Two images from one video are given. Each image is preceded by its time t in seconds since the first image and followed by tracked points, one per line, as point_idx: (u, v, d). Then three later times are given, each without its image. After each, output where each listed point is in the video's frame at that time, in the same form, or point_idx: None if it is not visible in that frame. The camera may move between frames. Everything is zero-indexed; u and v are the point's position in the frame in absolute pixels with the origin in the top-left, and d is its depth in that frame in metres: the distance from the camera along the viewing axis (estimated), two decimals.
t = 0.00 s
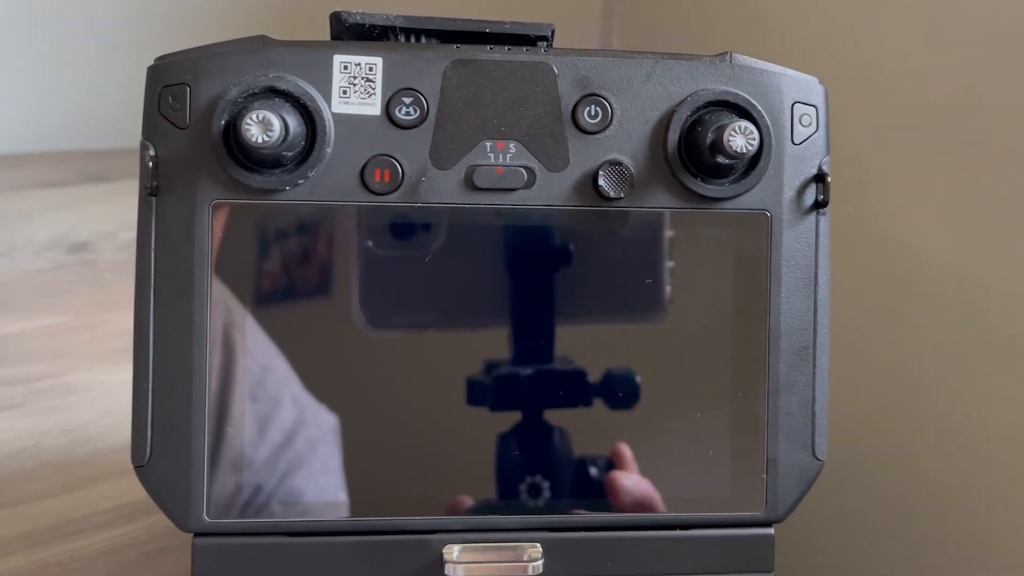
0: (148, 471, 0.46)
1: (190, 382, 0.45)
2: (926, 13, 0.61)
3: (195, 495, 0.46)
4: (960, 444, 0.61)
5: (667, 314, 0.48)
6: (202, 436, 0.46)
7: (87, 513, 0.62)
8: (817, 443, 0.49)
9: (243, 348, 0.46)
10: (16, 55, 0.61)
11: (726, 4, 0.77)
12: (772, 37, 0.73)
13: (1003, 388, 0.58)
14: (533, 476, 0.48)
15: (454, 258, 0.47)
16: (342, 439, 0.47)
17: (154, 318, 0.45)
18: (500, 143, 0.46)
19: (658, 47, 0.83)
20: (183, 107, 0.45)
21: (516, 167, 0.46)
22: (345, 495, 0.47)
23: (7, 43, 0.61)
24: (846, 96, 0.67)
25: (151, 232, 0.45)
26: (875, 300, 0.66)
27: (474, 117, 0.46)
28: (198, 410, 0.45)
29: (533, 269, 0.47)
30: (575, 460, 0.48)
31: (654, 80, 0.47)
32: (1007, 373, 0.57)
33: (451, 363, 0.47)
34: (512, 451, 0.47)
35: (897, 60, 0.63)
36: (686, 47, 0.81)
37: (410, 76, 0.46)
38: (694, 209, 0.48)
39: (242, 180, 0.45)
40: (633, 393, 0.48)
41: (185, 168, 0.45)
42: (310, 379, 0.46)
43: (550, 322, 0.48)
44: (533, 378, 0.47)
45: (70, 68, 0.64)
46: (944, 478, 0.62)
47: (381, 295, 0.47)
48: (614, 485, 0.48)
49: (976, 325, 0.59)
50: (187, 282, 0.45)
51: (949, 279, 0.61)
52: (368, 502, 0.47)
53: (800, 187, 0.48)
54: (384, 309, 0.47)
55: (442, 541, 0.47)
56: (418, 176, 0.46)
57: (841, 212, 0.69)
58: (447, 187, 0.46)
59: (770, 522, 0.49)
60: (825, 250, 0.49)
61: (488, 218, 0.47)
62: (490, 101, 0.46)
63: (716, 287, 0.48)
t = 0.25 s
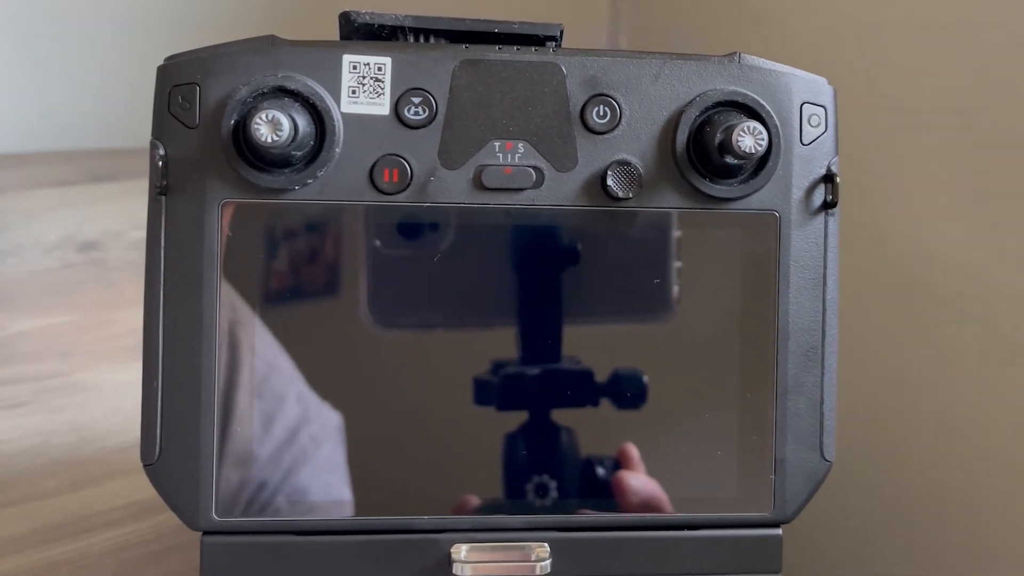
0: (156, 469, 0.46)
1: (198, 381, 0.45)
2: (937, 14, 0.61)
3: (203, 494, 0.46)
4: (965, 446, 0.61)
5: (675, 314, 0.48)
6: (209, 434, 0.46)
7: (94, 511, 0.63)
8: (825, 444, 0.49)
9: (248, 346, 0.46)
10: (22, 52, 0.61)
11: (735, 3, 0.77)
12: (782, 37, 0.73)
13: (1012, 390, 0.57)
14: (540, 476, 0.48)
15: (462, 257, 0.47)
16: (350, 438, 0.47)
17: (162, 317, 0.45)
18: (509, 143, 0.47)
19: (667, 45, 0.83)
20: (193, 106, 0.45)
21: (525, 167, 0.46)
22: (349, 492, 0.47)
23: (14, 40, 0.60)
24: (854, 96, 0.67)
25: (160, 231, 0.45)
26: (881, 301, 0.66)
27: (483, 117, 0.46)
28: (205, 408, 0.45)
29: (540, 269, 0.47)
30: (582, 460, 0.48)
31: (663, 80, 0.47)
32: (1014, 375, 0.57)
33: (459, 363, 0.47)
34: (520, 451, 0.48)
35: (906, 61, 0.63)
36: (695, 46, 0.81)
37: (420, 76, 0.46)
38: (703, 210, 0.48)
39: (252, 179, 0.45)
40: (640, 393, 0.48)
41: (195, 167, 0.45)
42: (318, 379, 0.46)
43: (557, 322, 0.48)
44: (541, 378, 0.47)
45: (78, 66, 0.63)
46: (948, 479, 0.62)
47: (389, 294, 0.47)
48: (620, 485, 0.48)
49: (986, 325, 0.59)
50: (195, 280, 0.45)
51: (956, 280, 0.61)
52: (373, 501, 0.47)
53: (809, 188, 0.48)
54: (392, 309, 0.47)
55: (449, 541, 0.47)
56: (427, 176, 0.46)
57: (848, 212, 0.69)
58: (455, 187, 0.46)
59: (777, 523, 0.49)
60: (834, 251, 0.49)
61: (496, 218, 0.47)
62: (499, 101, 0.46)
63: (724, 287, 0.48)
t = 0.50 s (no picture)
0: (157, 469, 0.46)
1: (198, 381, 0.45)
2: (937, 14, 0.61)
3: (204, 494, 0.46)
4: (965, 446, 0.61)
5: (675, 314, 0.48)
6: (209, 433, 0.46)
7: (95, 511, 0.63)
8: (825, 444, 0.49)
9: (248, 346, 0.46)
10: (23, 52, 0.61)
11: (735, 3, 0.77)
12: (782, 37, 0.73)
13: (1013, 390, 0.57)
14: (541, 476, 0.48)
15: (462, 257, 0.47)
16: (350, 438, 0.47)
17: (163, 317, 0.46)
18: (510, 143, 0.47)
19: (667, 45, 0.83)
20: (194, 106, 0.45)
21: (525, 167, 0.47)
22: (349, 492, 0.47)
23: (14, 40, 0.60)
24: (855, 96, 0.67)
25: (161, 231, 0.46)
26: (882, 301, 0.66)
27: (484, 117, 0.46)
28: (206, 408, 0.46)
29: (541, 268, 0.47)
30: (583, 460, 0.48)
31: (664, 80, 0.47)
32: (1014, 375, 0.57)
33: (459, 363, 0.47)
34: (520, 451, 0.48)
35: (907, 61, 0.63)
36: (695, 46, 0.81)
37: (421, 76, 0.46)
38: (703, 210, 0.48)
39: (253, 179, 0.45)
40: (641, 393, 0.48)
41: (196, 167, 0.45)
42: (319, 379, 0.46)
43: (557, 322, 0.48)
44: (542, 378, 0.47)
45: (78, 65, 0.63)
46: (948, 479, 0.62)
47: (390, 294, 0.47)
48: (621, 485, 0.48)
49: (986, 326, 0.59)
50: (195, 280, 0.45)
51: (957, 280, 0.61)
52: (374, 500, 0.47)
53: (809, 188, 0.48)
54: (393, 309, 0.47)
55: (450, 541, 0.47)
56: (428, 176, 0.46)
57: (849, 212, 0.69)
58: (456, 187, 0.46)
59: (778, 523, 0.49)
60: (835, 251, 0.49)
61: (496, 217, 0.47)
62: (499, 101, 0.46)
63: (724, 287, 0.48)
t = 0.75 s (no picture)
0: (156, 469, 0.46)
1: (198, 381, 0.45)
2: (938, 13, 0.61)
3: (204, 494, 0.46)
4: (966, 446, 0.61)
5: (675, 314, 0.48)
6: (209, 433, 0.46)
7: (95, 511, 0.63)
8: (825, 444, 0.49)
9: (248, 346, 0.46)
10: (22, 52, 0.61)
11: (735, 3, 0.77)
12: (783, 36, 0.73)
13: (1013, 390, 0.57)
14: (541, 475, 0.48)
15: (462, 257, 0.47)
16: (350, 438, 0.47)
17: (163, 317, 0.46)
18: (510, 143, 0.47)
19: (669, 45, 0.83)
20: (194, 106, 0.45)
21: (525, 167, 0.47)
22: (350, 492, 0.47)
23: (14, 40, 0.60)
24: (855, 96, 0.67)
25: (161, 231, 0.46)
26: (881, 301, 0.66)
27: (484, 117, 0.46)
28: (206, 408, 0.46)
29: (541, 268, 0.47)
30: (583, 460, 0.48)
31: (664, 80, 0.47)
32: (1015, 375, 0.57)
33: (459, 363, 0.47)
34: (520, 450, 0.48)
35: (907, 61, 0.63)
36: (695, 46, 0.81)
37: (421, 76, 0.46)
38: (703, 210, 0.48)
39: (253, 179, 0.45)
40: (641, 394, 0.48)
41: (196, 167, 0.45)
42: (319, 379, 0.46)
43: (557, 322, 0.48)
44: (541, 378, 0.47)
45: (78, 65, 0.63)
46: (948, 479, 0.62)
47: (390, 294, 0.47)
48: (621, 485, 0.48)
49: (987, 326, 0.59)
50: (195, 280, 0.45)
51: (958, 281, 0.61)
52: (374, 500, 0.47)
53: (810, 188, 0.48)
54: (393, 309, 0.47)
55: (450, 541, 0.47)
56: (428, 176, 0.46)
57: (849, 212, 0.69)
58: (456, 187, 0.46)
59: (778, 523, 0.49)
60: (835, 251, 0.49)
61: (497, 217, 0.47)
62: (500, 101, 0.46)
63: (724, 287, 0.48)
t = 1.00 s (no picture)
0: (156, 470, 0.46)
1: (199, 381, 0.46)
2: (938, 13, 0.61)
3: (204, 494, 0.46)
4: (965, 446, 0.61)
5: (675, 314, 0.48)
6: (209, 433, 0.46)
7: (96, 511, 0.63)
8: (825, 444, 0.49)
9: (248, 346, 0.46)
10: (23, 52, 0.61)
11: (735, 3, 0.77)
12: (783, 36, 0.73)
13: (1014, 390, 0.57)
14: (541, 475, 0.48)
15: (462, 257, 0.47)
16: (350, 438, 0.47)
17: (163, 317, 0.46)
18: (510, 143, 0.47)
19: (669, 45, 0.83)
20: (195, 106, 0.45)
21: (525, 167, 0.47)
22: (350, 491, 0.47)
23: (14, 40, 0.60)
24: (855, 96, 0.67)
25: (162, 231, 0.46)
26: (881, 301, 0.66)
27: (484, 117, 0.46)
28: (206, 408, 0.46)
29: (541, 268, 0.47)
30: (583, 460, 0.48)
31: (664, 80, 0.47)
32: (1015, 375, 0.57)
33: (459, 363, 0.47)
34: (520, 450, 0.48)
35: (907, 61, 0.63)
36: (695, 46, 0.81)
37: (421, 76, 0.46)
38: (703, 210, 0.48)
39: (253, 179, 0.45)
40: (641, 394, 0.48)
41: (196, 167, 0.45)
42: (319, 379, 0.46)
43: (557, 322, 0.48)
44: (541, 379, 0.47)
45: (78, 65, 0.63)
46: (948, 479, 0.62)
47: (389, 294, 0.47)
48: (621, 485, 0.48)
49: (987, 326, 0.59)
50: (195, 280, 0.45)
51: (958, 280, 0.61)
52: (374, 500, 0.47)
53: (810, 188, 0.48)
54: (393, 309, 0.47)
55: (450, 541, 0.47)
56: (428, 176, 0.46)
57: (849, 211, 0.69)
58: (456, 187, 0.46)
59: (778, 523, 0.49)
60: (835, 251, 0.49)
61: (497, 217, 0.47)
62: (500, 101, 0.46)
63: (724, 287, 0.48)
